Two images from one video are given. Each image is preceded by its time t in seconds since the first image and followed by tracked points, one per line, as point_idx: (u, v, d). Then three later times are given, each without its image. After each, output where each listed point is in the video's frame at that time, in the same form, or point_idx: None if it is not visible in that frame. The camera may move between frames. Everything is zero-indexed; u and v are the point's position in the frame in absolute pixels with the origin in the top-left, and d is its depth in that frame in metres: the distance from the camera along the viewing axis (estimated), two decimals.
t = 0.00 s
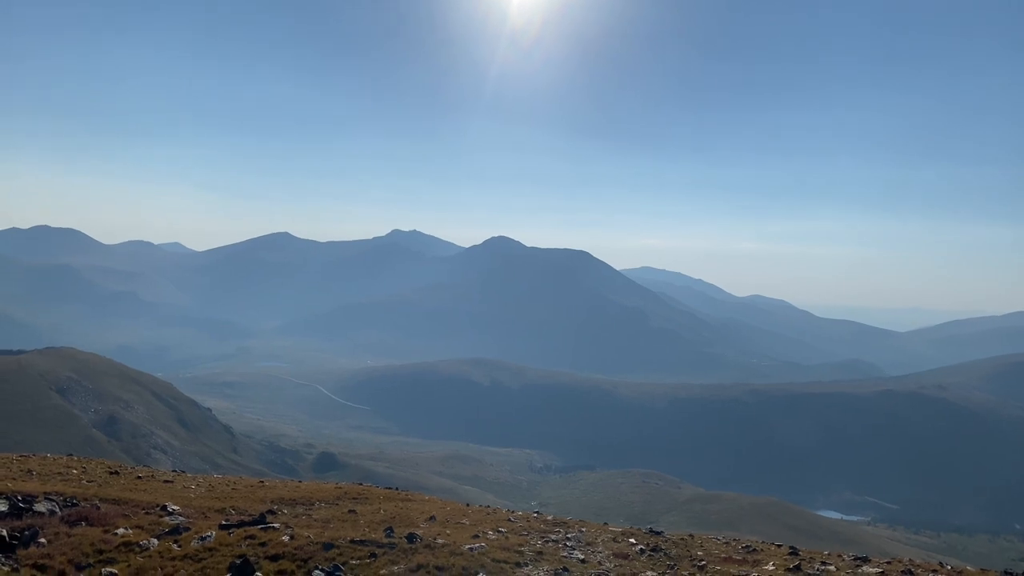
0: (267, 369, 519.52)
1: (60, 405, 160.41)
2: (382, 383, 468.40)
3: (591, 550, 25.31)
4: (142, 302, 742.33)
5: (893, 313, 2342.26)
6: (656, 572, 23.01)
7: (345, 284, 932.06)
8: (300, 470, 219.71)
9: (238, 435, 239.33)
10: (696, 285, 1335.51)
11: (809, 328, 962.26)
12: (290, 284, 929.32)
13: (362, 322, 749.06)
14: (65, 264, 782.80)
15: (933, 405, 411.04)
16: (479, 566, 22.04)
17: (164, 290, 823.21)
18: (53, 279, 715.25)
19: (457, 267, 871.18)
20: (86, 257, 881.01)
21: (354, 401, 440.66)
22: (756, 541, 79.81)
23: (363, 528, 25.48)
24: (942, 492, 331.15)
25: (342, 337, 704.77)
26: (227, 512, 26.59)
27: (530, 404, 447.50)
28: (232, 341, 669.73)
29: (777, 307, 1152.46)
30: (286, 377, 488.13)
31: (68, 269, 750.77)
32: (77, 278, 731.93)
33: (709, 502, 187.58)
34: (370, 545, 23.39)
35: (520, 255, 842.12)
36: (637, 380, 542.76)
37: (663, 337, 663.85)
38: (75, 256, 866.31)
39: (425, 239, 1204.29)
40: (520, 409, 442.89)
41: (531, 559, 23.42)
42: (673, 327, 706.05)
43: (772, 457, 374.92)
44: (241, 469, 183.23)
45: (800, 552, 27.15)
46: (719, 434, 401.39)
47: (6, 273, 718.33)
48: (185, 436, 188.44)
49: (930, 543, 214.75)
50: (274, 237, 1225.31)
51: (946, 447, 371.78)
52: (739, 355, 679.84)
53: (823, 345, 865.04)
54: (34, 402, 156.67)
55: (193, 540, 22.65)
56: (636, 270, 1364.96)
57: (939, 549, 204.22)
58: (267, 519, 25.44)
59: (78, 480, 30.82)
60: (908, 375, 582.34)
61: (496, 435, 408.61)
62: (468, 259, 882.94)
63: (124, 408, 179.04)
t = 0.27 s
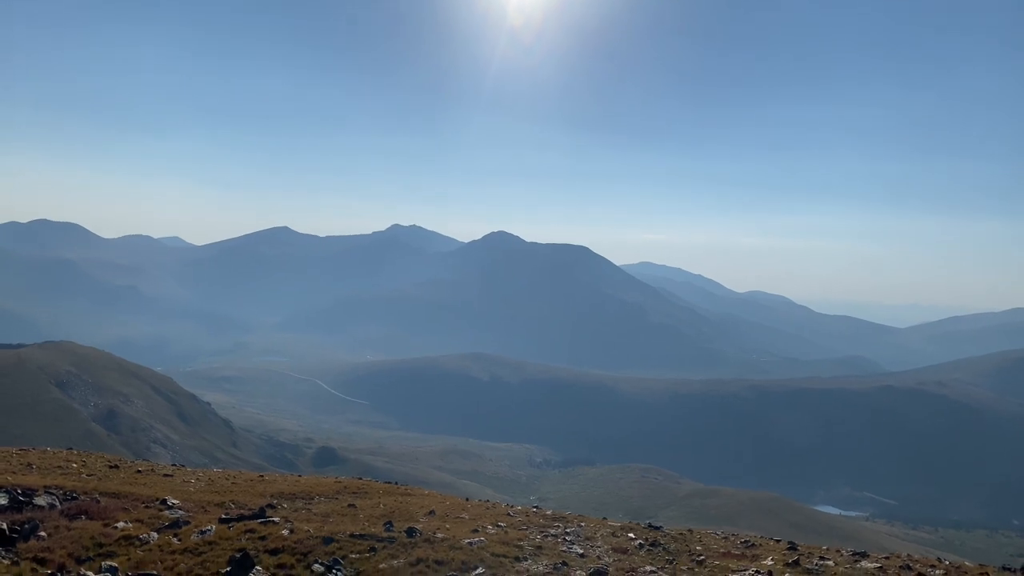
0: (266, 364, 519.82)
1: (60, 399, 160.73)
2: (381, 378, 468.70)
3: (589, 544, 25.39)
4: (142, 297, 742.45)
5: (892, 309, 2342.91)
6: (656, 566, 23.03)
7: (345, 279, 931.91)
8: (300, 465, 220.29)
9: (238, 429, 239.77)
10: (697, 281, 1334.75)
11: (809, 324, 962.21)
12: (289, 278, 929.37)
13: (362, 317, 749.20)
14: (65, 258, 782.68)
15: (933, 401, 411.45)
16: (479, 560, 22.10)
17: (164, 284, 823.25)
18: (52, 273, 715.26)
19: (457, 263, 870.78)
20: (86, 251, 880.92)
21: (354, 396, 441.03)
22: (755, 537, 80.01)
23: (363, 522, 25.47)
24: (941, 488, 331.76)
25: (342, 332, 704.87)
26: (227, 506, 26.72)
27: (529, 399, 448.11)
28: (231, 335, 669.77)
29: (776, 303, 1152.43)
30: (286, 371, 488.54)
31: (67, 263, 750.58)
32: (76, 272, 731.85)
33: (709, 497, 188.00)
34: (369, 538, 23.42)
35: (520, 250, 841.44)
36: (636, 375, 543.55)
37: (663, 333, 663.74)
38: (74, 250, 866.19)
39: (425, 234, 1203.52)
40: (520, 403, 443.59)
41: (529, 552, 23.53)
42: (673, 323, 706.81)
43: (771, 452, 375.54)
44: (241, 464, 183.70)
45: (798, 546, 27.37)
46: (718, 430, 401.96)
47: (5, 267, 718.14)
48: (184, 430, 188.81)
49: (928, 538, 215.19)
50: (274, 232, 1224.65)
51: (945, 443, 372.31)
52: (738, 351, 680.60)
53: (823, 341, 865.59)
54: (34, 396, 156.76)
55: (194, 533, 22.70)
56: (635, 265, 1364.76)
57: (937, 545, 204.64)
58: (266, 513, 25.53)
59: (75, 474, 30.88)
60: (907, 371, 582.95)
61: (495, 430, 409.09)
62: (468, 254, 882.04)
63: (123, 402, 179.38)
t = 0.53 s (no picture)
0: (264, 356, 520.00)
1: (56, 390, 160.91)
2: (379, 371, 469.16)
3: (587, 536, 25.42)
4: (139, 289, 741.62)
5: (890, 303, 2346.60)
6: (650, 558, 23.16)
7: (343, 270, 931.31)
8: (297, 457, 220.93)
9: (235, 421, 240.20)
10: (694, 274, 1336.07)
11: (806, 318, 963.75)
12: (287, 270, 928.34)
13: (360, 309, 749.12)
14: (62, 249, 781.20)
15: (929, 394, 412.77)
16: (476, 552, 22.17)
17: (161, 276, 822.23)
18: (49, 265, 713.81)
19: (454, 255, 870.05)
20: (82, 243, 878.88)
21: (352, 388, 441.60)
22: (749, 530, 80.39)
23: (360, 513, 25.58)
24: (937, 481, 333.18)
25: (340, 324, 704.99)
26: (223, 498, 26.73)
27: (527, 391, 449.05)
28: (229, 327, 669.50)
29: (774, 296, 1153.95)
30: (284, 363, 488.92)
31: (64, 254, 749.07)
32: (73, 264, 730.56)
33: (704, 489, 188.85)
34: (366, 530, 23.52)
35: (518, 243, 840.98)
36: (634, 368, 544.73)
37: (660, 326, 664.64)
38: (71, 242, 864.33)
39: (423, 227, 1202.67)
40: (518, 396, 444.55)
41: (526, 544, 23.61)
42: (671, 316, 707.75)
43: (768, 444, 376.74)
44: (238, 456, 184.32)
45: (794, 539, 27.41)
46: (715, 422, 402.98)
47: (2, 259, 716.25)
48: (181, 422, 189.23)
49: (924, 530, 216.34)
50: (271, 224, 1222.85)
51: (941, 436, 373.76)
52: (735, 344, 682.09)
53: (820, 334, 867.59)
54: (31, 387, 156.94)
55: (191, 525, 22.76)
56: (633, 258, 1365.33)
57: (932, 537, 205.93)
58: (263, 504, 25.60)
59: (73, 466, 30.89)
60: (904, 364, 584.65)
61: (493, 422, 409.93)
62: (465, 246, 881.35)
63: (120, 394, 179.67)
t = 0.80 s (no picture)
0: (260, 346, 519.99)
1: (49, 380, 160.84)
2: (374, 360, 469.60)
3: (580, 525, 25.56)
4: (134, 278, 739.40)
5: (882, 293, 2359.80)
6: (645, 547, 23.23)
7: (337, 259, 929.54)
8: (291, 446, 221.36)
9: (229, 411, 240.21)
10: (688, 264, 1337.90)
11: (799, 308, 967.97)
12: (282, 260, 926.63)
13: (355, 298, 748.78)
14: (55, 238, 777.78)
15: (922, 384, 415.56)
16: (470, 541, 22.28)
17: (156, 265, 819.52)
18: (42, 253, 710.40)
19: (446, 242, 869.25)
20: (75, 232, 874.62)
21: (347, 377, 442.07)
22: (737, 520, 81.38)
23: (354, 502, 25.66)
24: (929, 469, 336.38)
25: (335, 313, 704.81)
26: (217, 487, 26.76)
27: (522, 381, 450.09)
28: (223, 316, 668.29)
29: (767, 286, 1158.35)
30: (279, 353, 488.94)
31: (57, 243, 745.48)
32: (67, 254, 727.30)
33: (696, 479, 190.04)
34: (360, 519, 23.52)
35: (513, 233, 840.41)
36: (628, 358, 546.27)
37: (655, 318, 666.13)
38: (63, 231, 859.90)
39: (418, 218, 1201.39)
40: (512, 385, 445.68)
41: (521, 533, 23.66)
42: (666, 306, 709.07)
43: (762, 433, 378.87)
44: (232, 446, 184.72)
45: (785, 527, 27.62)
46: (709, 412, 404.95)
47: None
48: (175, 411, 189.44)
49: (913, 519, 218.76)
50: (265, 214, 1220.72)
51: (933, 424, 376.50)
52: (729, 334, 684.31)
53: (814, 324, 870.84)
54: (23, 376, 156.91)
55: (185, 513, 22.83)
56: (627, 249, 1365.79)
57: (922, 526, 207.70)
58: (257, 493, 25.63)
59: (67, 454, 30.87)
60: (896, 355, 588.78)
61: (488, 412, 411.11)
62: (460, 236, 880.66)
63: (113, 383, 179.72)
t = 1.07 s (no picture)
0: (251, 334, 518.80)
1: (38, 367, 160.33)
2: (366, 348, 469.86)
3: (570, 510, 25.72)
4: (124, 266, 735.24)
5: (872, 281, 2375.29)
6: (634, 531, 23.47)
7: (329, 246, 926.77)
8: (282, 434, 221.63)
9: (219, 399, 240.02)
10: (679, 252, 1341.59)
11: (789, 295, 973.75)
12: (273, 248, 923.02)
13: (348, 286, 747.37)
14: (43, 226, 771.48)
15: (910, 371, 419.63)
16: (460, 528, 22.36)
17: (146, 253, 814.72)
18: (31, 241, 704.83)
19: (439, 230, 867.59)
20: (64, 220, 867.49)
21: (339, 365, 442.16)
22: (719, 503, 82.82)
23: (346, 489, 25.74)
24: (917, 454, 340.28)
25: (327, 300, 703.36)
26: (208, 474, 26.79)
27: (514, 369, 451.38)
28: (215, 304, 666.45)
29: (757, 274, 1164.01)
30: (270, 340, 488.33)
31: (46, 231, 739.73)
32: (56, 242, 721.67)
33: (685, 466, 191.75)
34: (351, 505, 23.63)
35: (505, 221, 839.77)
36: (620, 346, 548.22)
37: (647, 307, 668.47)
38: (52, 218, 852.69)
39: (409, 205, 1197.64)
40: (505, 373, 447.02)
41: (511, 519, 23.84)
42: (658, 294, 711.79)
43: (753, 420, 381.48)
44: (223, 433, 184.89)
45: (774, 512, 27.90)
46: (700, 398, 407.43)
47: None
48: (166, 399, 189.33)
49: (899, 505, 221.73)
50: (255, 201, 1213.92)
51: (921, 411, 380.53)
52: (721, 323, 687.80)
53: (804, 312, 876.46)
54: (12, 364, 156.43)
55: (174, 501, 22.80)
56: (619, 237, 1367.87)
57: (909, 511, 210.15)
58: (249, 480, 25.65)
59: (57, 442, 30.77)
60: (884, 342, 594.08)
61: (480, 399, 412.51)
62: (453, 223, 879.27)
63: (103, 371, 179.38)
